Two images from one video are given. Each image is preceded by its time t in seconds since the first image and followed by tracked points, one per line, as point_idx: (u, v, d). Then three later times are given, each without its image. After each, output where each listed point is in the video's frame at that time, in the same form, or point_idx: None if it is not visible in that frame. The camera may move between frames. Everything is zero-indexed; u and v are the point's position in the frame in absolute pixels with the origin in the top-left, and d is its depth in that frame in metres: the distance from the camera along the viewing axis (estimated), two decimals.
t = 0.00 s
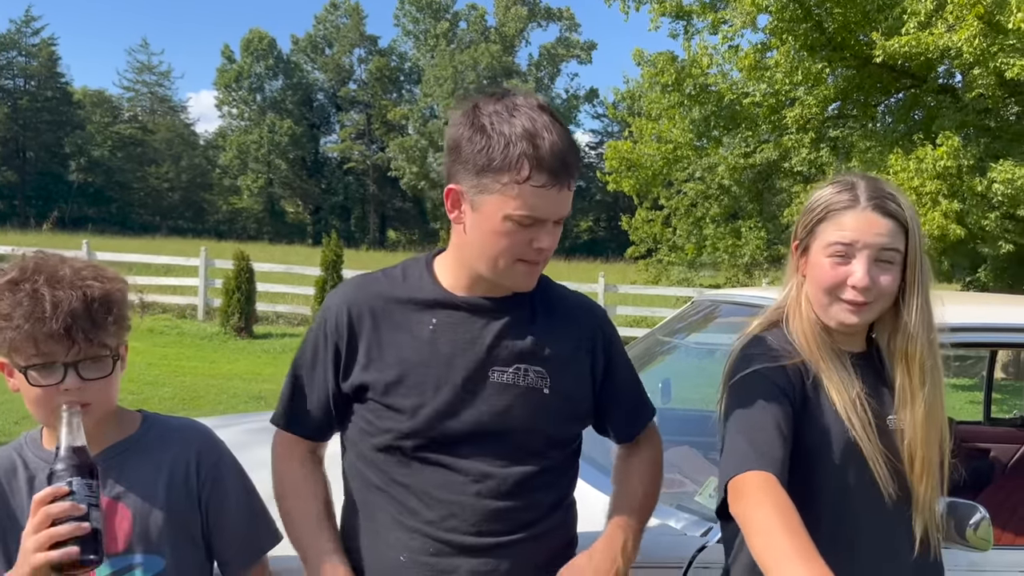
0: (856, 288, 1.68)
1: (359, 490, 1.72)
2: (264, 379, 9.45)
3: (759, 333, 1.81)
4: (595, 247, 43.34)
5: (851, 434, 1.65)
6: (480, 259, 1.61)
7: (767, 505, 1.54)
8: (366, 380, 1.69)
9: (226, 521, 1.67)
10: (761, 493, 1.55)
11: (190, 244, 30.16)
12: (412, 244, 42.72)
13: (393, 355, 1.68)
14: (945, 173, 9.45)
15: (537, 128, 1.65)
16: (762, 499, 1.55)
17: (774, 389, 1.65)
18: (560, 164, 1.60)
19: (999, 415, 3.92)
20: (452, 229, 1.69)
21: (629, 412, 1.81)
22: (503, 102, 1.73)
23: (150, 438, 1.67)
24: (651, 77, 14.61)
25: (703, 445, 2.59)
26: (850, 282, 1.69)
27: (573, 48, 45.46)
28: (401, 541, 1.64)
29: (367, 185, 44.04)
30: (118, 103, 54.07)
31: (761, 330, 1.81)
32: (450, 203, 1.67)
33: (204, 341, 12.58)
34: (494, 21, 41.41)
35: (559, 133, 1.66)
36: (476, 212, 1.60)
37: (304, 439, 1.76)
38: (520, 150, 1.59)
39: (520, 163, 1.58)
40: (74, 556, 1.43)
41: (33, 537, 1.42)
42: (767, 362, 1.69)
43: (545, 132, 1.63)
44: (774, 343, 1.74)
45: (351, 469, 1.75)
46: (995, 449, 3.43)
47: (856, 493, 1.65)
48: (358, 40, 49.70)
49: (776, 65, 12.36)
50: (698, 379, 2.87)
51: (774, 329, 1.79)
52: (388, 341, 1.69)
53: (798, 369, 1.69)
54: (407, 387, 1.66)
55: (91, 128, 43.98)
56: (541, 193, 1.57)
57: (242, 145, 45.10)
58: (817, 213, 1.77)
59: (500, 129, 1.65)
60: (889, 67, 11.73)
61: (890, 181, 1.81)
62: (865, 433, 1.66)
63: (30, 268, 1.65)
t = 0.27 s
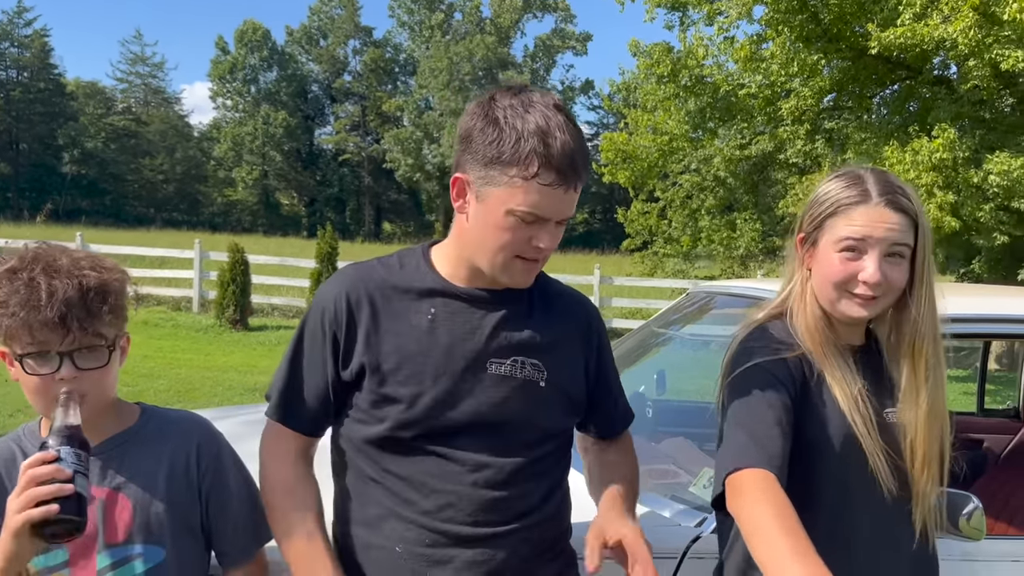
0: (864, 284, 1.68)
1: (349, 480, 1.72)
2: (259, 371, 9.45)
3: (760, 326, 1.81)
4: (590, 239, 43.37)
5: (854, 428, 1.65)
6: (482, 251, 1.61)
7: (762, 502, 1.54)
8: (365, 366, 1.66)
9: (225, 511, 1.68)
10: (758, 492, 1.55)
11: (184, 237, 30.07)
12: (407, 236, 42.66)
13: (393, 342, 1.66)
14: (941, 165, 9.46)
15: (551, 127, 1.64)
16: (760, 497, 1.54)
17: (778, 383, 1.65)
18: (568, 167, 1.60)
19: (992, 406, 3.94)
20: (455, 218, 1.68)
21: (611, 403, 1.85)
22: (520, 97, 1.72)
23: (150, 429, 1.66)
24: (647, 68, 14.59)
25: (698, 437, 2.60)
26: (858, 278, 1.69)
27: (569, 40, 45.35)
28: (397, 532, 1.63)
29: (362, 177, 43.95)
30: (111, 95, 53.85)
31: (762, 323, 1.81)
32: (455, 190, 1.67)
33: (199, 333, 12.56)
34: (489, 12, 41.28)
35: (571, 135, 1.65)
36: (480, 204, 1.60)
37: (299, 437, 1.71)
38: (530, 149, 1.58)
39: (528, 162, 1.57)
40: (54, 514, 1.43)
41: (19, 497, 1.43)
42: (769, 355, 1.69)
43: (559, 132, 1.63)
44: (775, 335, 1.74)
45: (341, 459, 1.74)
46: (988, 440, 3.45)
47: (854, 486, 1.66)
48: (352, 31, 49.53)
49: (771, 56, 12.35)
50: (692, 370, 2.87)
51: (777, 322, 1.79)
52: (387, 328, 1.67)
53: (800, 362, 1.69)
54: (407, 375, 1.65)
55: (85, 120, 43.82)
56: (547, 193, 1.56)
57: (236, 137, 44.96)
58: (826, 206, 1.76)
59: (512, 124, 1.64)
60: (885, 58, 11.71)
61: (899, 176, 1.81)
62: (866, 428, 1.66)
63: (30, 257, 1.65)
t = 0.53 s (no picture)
0: (869, 286, 1.67)
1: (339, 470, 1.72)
2: (255, 364, 9.44)
3: (756, 319, 1.80)
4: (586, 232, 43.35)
5: (850, 431, 1.65)
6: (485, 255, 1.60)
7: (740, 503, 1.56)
8: (366, 359, 1.65)
9: (224, 501, 1.68)
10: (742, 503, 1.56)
11: (179, 229, 29.99)
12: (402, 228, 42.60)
13: (392, 335, 1.66)
14: (935, 158, 9.47)
15: (567, 143, 1.61)
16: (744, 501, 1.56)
17: (772, 381, 1.64)
18: (579, 187, 1.58)
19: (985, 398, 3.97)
20: (460, 214, 1.66)
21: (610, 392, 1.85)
22: (541, 104, 1.68)
23: (148, 420, 1.66)
24: (642, 60, 14.58)
25: (693, 429, 2.60)
26: (864, 279, 1.67)
27: (564, 31, 45.26)
28: (388, 523, 1.63)
29: (357, 169, 43.84)
30: (105, 87, 53.60)
31: (757, 317, 1.80)
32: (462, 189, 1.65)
33: (194, 326, 12.53)
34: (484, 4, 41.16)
35: (585, 152, 1.62)
36: (486, 209, 1.58)
37: (294, 432, 1.68)
38: (543, 165, 1.56)
39: (539, 175, 1.55)
40: (24, 473, 1.41)
41: None
42: (759, 356, 1.67)
43: (576, 151, 1.60)
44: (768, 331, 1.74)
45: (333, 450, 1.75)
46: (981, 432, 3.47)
47: (846, 479, 1.65)
48: (347, 23, 49.36)
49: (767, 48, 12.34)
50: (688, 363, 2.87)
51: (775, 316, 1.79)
52: (387, 321, 1.67)
53: (795, 359, 1.69)
54: (407, 367, 1.65)
55: (78, 112, 43.62)
56: (553, 210, 1.55)
57: (231, 129, 44.84)
58: (835, 205, 1.74)
59: (526, 134, 1.61)
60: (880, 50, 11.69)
61: (907, 177, 1.80)
62: (860, 426, 1.66)
63: (21, 248, 1.64)
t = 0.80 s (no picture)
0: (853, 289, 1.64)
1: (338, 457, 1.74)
2: (249, 357, 9.44)
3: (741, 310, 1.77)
4: (581, 226, 43.34)
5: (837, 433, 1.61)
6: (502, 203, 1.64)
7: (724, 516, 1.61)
8: (371, 353, 1.64)
9: (219, 491, 1.67)
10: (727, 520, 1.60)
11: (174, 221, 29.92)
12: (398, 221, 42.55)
13: (395, 328, 1.65)
14: (931, 151, 9.49)
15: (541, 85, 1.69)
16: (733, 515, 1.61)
17: (742, 372, 1.62)
18: (569, 109, 1.69)
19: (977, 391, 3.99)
20: (457, 183, 1.70)
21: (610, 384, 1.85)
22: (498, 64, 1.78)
23: (142, 409, 1.65)
24: (638, 53, 14.57)
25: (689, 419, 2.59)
26: (848, 283, 1.64)
27: (560, 24, 45.21)
28: (387, 516, 1.64)
29: (352, 161, 43.77)
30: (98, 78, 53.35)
31: (743, 308, 1.76)
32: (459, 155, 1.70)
33: (189, 319, 12.52)
34: None
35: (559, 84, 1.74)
36: (495, 156, 1.65)
37: (304, 435, 1.66)
38: (535, 96, 1.66)
39: (536, 111, 1.65)
40: None
41: None
42: (736, 353, 1.64)
43: (551, 88, 1.68)
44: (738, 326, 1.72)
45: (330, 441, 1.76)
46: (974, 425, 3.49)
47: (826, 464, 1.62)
48: (342, 15, 49.22)
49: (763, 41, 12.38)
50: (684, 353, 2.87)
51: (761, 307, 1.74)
52: (391, 314, 1.65)
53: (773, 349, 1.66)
54: (407, 359, 1.64)
55: (72, 104, 43.43)
56: (558, 132, 1.65)
57: (226, 121, 44.71)
58: (823, 202, 1.69)
59: (508, 84, 1.70)
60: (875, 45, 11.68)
61: (905, 176, 1.75)
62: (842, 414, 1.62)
63: (15, 237, 1.64)
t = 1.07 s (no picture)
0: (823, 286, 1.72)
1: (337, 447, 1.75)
2: (245, 351, 9.44)
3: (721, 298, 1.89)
4: (577, 220, 43.34)
5: (798, 433, 1.71)
6: (496, 185, 1.67)
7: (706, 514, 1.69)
8: (371, 347, 1.65)
9: (211, 482, 1.67)
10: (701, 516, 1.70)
11: (169, 215, 29.87)
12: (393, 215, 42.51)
13: (394, 322, 1.65)
14: (925, 146, 9.51)
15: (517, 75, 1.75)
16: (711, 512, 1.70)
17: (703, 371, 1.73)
18: (546, 92, 1.76)
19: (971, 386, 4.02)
20: (446, 176, 1.72)
21: (607, 378, 1.84)
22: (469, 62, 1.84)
23: (136, 400, 1.66)
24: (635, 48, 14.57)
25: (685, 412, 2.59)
26: (819, 279, 1.73)
27: (556, 18, 45.17)
28: (385, 508, 1.65)
29: (348, 155, 43.71)
30: (93, 71, 53.15)
31: (721, 298, 1.89)
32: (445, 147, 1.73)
33: (184, 312, 12.50)
34: None
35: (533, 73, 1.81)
36: (485, 140, 1.68)
37: (315, 434, 1.68)
38: (514, 81, 1.73)
39: (518, 94, 1.70)
40: None
41: None
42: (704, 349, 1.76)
43: (527, 75, 1.75)
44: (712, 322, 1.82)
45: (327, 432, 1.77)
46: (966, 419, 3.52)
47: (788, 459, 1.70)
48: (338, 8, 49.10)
49: (758, 36, 12.41)
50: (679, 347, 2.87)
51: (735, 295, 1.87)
52: (391, 308, 1.66)
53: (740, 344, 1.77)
54: (405, 353, 1.65)
55: (66, 96, 43.24)
56: (541, 112, 1.71)
57: (221, 114, 44.57)
58: (798, 202, 1.77)
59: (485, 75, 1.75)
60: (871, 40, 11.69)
61: (881, 178, 1.81)
62: (802, 406, 1.71)
63: (23, 226, 1.65)
